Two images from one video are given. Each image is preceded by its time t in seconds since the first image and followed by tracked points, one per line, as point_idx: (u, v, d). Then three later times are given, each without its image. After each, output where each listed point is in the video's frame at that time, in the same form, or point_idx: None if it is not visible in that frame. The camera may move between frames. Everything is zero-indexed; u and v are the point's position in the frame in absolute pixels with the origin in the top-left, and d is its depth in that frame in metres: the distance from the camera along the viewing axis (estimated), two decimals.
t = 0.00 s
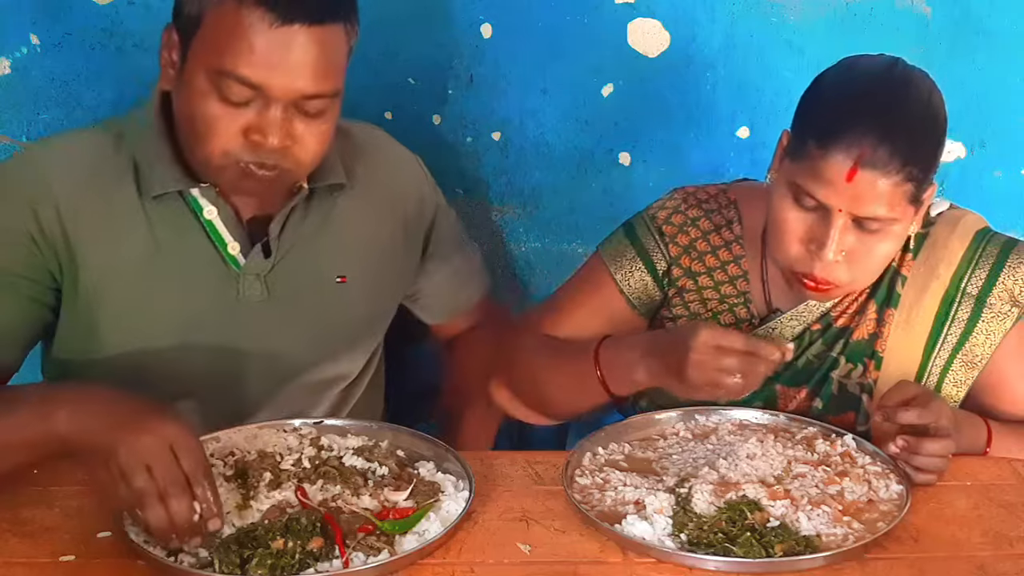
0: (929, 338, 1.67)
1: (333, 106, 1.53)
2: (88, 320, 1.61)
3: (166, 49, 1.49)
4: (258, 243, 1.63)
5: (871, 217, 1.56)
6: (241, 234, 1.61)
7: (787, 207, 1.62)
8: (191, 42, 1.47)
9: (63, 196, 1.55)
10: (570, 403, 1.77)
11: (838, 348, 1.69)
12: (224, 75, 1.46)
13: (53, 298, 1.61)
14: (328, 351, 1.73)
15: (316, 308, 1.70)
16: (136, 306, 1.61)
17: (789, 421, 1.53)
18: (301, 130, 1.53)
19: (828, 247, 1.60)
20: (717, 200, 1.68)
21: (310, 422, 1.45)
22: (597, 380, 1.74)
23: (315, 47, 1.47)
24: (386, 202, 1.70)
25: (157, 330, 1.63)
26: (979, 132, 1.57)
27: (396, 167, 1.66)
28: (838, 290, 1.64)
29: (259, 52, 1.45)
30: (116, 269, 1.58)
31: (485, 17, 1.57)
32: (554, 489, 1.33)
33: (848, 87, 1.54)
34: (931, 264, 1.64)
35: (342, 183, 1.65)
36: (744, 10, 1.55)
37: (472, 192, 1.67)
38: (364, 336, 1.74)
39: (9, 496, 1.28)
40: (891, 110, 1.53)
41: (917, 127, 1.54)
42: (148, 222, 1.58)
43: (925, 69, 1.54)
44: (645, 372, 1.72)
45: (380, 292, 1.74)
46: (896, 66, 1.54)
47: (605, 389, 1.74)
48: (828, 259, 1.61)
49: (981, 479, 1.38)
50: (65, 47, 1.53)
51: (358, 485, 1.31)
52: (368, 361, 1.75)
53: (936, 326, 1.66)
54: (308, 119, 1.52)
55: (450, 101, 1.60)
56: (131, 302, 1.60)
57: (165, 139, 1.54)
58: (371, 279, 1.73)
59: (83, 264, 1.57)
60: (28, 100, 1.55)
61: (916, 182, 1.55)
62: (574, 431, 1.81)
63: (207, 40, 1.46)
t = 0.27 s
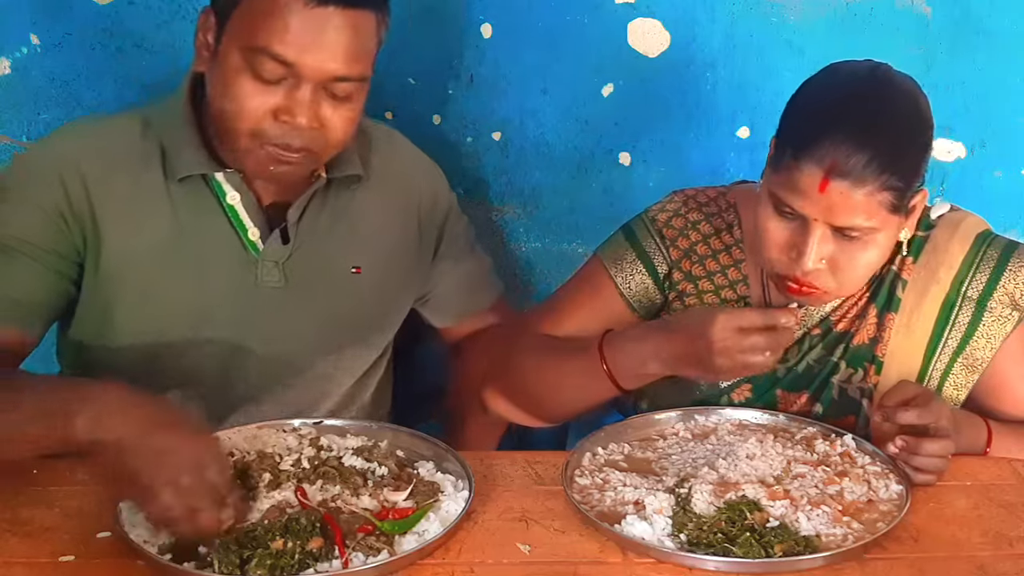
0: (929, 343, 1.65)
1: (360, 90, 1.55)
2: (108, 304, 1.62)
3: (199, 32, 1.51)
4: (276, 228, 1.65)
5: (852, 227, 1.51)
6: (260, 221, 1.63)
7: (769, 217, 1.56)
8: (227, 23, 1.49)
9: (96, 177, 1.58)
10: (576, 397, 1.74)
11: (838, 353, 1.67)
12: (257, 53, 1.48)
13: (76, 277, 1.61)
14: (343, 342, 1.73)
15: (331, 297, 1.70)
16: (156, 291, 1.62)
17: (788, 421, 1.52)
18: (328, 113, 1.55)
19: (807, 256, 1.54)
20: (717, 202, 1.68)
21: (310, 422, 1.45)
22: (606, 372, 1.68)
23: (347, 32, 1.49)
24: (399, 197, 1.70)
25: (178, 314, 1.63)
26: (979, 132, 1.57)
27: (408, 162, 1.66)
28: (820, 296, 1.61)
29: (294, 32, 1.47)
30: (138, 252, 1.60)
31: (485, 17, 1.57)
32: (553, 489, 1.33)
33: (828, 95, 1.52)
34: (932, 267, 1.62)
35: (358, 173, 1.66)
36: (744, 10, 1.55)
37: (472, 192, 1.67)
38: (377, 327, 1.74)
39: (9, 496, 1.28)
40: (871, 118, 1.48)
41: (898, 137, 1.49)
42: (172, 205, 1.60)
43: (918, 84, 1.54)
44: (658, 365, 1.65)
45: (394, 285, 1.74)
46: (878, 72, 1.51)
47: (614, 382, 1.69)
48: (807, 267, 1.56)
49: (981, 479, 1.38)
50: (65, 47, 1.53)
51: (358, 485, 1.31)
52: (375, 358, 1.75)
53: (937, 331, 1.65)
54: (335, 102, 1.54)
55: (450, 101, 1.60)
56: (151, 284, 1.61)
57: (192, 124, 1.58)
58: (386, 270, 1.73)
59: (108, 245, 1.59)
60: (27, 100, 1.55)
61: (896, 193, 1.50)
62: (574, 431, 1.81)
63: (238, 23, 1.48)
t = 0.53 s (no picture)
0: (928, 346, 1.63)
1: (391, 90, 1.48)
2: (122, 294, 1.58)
3: (229, 29, 1.46)
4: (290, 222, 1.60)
5: (842, 228, 1.47)
6: (277, 215, 1.59)
7: (761, 219, 1.53)
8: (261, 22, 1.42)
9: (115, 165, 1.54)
10: (583, 396, 1.65)
11: (837, 356, 1.65)
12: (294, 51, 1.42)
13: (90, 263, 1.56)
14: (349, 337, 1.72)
15: (342, 295, 1.68)
16: (169, 283, 1.58)
17: (788, 421, 1.53)
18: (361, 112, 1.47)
19: (797, 257, 1.50)
20: (717, 205, 1.65)
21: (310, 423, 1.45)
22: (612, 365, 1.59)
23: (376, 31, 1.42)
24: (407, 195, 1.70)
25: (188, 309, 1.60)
26: (978, 133, 1.58)
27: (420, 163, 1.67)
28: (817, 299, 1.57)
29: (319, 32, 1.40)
30: (153, 243, 1.56)
31: (485, 17, 1.56)
32: (554, 489, 1.33)
33: (817, 96, 1.49)
34: (931, 270, 1.60)
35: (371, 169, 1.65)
36: (744, 10, 1.55)
37: (472, 192, 1.69)
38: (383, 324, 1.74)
39: (9, 496, 1.28)
40: (855, 116, 1.45)
41: (887, 135, 1.45)
42: (191, 198, 1.56)
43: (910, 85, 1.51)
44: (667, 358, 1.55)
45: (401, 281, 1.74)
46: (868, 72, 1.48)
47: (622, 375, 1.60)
48: (798, 268, 1.51)
49: (981, 479, 1.38)
50: (65, 47, 1.53)
51: (358, 485, 1.31)
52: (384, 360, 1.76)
53: (935, 333, 1.62)
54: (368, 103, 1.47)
55: (450, 101, 1.61)
56: (168, 275, 1.58)
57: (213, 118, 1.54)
58: (395, 267, 1.72)
59: (126, 235, 1.55)
60: (28, 99, 1.56)
61: (885, 194, 1.46)
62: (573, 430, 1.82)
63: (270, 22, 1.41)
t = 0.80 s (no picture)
0: (928, 347, 1.63)
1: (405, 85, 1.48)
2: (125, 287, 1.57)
3: (240, 28, 1.46)
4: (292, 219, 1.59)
5: (834, 226, 1.47)
6: (282, 212, 1.58)
7: (756, 218, 1.53)
8: (276, 20, 1.41)
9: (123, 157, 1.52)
10: (580, 391, 1.66)
11: (838, 356, 1.65)
12: (313, 48, 1.41)
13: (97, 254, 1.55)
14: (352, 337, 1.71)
15: (345, 293, 1.67)
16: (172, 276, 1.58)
17: (788, 421, 1.53)
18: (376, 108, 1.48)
19: (790, 255, 1.49)
20: (719, 203, 1.65)
21: (309, 423, 1.45)
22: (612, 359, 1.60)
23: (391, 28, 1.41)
24: (410, 193, 1.69)
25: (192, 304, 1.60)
26: (978, 133, 1.58)
27: (424, 161, 1.66)
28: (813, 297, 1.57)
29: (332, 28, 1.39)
30: (159, 236, 1.55)
31: (485, 18, 1.56)
32: (554, 489, 1.33)
33: (813, 91, 1.48)
34: (932, 270, 1.60)
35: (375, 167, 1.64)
36: (744, 10, 1.55)
37: (473, 193, 1.69)
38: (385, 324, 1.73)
39: (9, 496, 1.28)
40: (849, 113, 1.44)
41: (881, 134, 1.45)
42: (198, 195, 1.55)
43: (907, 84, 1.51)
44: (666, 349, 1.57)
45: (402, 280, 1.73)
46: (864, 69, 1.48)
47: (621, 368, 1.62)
48: (792, 265, 1.51)
49: (981, 479, 1.38)
50: (65, 47, 1.53)
51: (358, 484, 1.31)
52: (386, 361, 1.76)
53: (936, 334, 1.62)
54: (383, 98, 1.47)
55: (450, 101, 1.61)
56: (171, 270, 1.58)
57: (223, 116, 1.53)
58: (397, 266, 1.71)
59: (132, 228, 1.54)
60: (28, 99, 1.56)
61: (879, 192, 1.46)
62: (573, 430, 1.82)
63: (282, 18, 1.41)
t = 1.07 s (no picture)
0: (928, 346, 1.63)
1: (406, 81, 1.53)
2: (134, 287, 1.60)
3: (237, 25, 1.50)
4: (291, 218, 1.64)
5: (832, 220, 1.49)
6: (281, 212, 1.63)
7: (754, 209, 1.56)
8: (276, 18, 1.46)
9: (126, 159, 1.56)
10: (581, 394, 1.67)
11: (837, 356, 1.65)
12: (315, 46, 1.46)
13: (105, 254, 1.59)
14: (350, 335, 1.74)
15: (343, 291, 1.70)
16: (177, 275, 1.61)
17: (788, 421, 1.53)
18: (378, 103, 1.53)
19: (788, 247, 1.52)
20: (716, 206, 1.66)
21: (310, 424, 1.45)
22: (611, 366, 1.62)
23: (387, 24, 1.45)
24: (409, 194, 1.71)
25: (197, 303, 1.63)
26: (978, 133, 1.58)
27: (423, 162, 1.67)
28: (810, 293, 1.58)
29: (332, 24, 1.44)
30: (162, 236, 1.59)
31: (485, 18, 1.56)
32: (554, 489, 1.33)
33: (814, 88, 1.51)
34: (931, 270, 1.60)
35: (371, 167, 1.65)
36: (744, 10, 1.55)
37: (472, 193, 1.68)
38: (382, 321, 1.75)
39: (9, 497, 1.28)
40: (848, 108, 1.47)
41: (880, 129, 1.48)
42: (200, 196, 1.59)
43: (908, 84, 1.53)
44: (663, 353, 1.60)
45: (399, 279, 1.75)
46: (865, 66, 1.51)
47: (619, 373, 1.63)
48: (788, 259, 1.54)
49: (981, 479, 1.38)
50: (66, 47, 1.53)
51: (358, 484, 1.31)
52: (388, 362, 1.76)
53: (935, 333, 1.62)
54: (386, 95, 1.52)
55: (450, 101, 1.61)
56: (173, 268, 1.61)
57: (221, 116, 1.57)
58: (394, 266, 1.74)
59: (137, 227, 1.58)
60: (28, 99, 1.56)
61: (878, 188, 1.49)
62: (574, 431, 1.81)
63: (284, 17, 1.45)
